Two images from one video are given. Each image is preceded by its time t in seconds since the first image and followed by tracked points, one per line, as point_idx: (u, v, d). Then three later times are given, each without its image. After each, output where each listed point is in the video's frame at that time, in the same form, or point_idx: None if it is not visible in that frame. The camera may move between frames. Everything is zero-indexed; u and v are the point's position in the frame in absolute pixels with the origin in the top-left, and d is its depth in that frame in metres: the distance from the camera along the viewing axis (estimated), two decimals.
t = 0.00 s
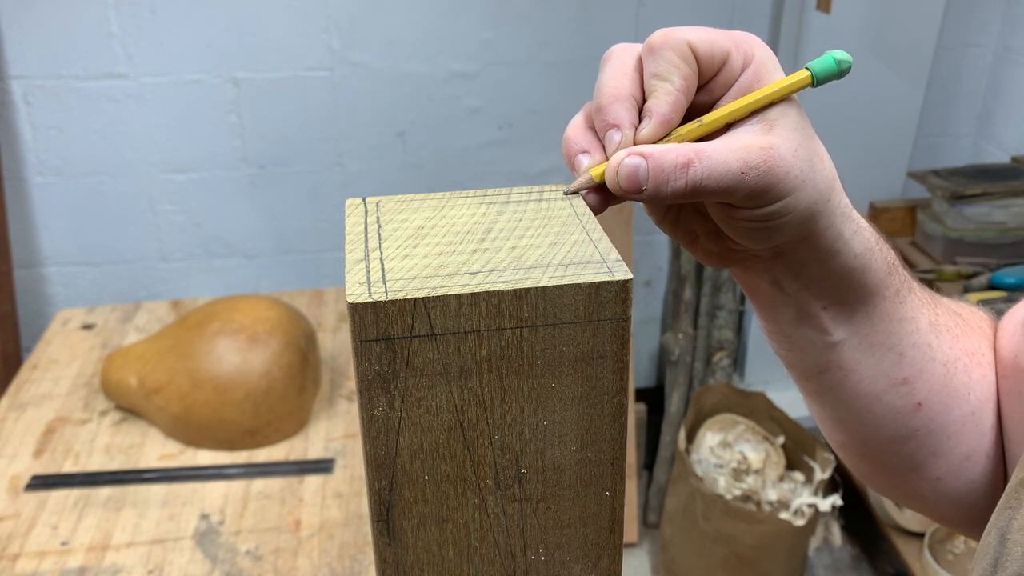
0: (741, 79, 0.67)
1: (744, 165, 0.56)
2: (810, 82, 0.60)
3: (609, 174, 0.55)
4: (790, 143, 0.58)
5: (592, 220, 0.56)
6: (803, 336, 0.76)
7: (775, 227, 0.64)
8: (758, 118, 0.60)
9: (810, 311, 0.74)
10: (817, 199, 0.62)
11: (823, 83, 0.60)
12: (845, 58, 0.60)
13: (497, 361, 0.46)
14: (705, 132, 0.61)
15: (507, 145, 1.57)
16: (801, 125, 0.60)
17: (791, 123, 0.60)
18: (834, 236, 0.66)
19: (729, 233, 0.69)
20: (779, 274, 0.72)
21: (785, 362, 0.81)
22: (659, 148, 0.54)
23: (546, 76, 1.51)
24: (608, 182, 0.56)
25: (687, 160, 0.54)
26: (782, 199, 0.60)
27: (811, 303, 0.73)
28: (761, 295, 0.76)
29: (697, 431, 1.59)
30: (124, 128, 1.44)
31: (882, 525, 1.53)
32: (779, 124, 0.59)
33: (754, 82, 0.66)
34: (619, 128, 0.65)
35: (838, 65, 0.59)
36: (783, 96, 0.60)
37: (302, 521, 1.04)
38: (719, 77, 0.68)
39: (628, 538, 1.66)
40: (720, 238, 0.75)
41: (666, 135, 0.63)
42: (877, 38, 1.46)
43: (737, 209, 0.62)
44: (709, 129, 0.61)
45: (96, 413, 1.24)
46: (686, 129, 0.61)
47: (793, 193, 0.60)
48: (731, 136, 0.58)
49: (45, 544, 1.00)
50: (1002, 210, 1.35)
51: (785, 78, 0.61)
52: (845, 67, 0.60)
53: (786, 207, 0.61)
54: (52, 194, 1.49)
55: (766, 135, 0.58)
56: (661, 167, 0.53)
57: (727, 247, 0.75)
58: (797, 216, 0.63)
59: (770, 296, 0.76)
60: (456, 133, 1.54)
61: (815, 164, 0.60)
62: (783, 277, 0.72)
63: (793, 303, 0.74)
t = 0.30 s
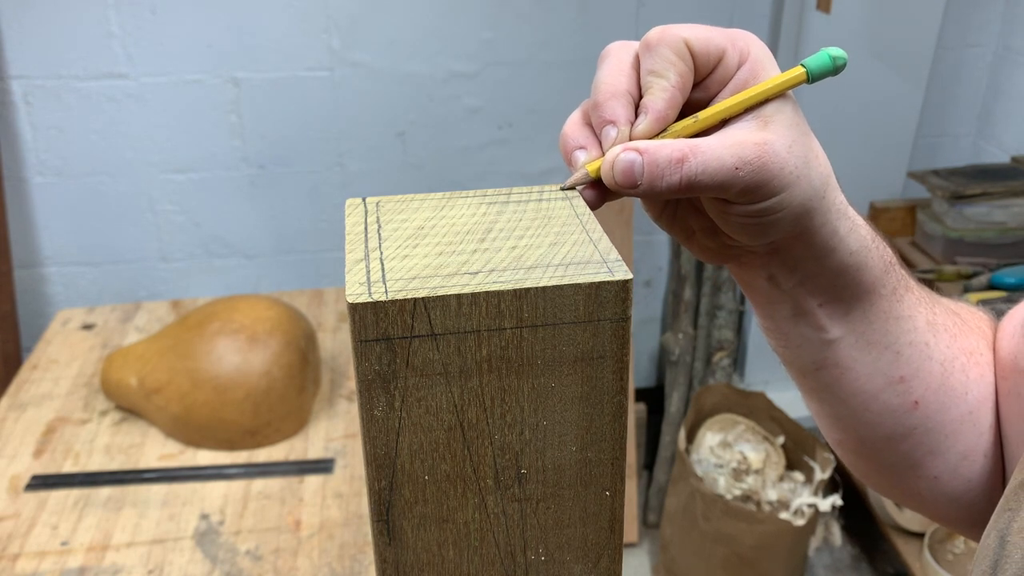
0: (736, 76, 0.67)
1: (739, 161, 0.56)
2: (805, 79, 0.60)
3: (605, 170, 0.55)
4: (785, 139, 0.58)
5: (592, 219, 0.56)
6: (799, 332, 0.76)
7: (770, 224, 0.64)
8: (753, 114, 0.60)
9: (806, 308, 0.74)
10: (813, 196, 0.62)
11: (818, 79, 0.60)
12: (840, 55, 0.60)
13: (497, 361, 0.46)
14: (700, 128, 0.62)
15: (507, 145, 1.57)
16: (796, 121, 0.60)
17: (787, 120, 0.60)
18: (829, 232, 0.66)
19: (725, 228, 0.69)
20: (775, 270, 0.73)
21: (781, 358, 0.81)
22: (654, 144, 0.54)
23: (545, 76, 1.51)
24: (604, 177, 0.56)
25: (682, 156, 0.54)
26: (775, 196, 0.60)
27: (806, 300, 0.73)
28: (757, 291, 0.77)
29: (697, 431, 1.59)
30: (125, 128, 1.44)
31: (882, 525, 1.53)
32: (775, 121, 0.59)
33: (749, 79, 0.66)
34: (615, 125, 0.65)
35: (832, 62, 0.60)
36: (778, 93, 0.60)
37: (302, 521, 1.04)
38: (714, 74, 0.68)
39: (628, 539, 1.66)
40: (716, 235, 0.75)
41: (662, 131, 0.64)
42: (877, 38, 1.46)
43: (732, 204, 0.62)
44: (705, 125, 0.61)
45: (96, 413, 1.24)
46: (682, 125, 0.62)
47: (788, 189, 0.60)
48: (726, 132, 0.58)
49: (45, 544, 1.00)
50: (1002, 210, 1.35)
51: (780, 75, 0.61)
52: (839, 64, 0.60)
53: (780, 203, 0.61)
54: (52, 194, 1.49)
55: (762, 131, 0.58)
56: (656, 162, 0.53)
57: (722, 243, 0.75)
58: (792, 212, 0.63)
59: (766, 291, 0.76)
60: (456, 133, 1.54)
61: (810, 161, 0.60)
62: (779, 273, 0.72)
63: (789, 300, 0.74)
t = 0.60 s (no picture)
0: (746, 73, 0.67)
1: (745, 156, 0.56)
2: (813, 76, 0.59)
3: (610, 160, 0.55)
4: (792, 136, 0.58)
5: (593, 219, 0.56)
6: (802, 332, 0.76)
7: (774, 221, 0.64)
8: (760, 110, 0.60)
9: (810, 308, 0.74)
10: (818, 195, 0.62)
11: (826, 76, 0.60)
12: (848, 52, 0.60)
13: (497, 361, 0.46)
14: (708, 122, 0.61)
15: (507, 145, 1.57)
16: (803, 119, 0.60)
17: (794, 118, 0.60)
18: (834, 233, 0.66)
19: (730, 227, 0.69)
20: (779, 270, 0.73)
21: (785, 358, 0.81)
22: (661, 136, 0.54)
23: (546, 76, 1.51)
24: (609, 168, 0.56)
25: (689, 149, 0.54)
26: (782, 193, 0.60)
27: (811, 300, 0.73)
28: (761, 290, 0.76)
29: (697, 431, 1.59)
30: (125, 128, 1.44)
31: (882, 525, 1.53)
32: (782, 118, 0.59)
33: (758, 77, 0.66)
34: (623, 118, 0.65)
35: (840, 59, 0.59)
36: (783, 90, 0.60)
37: (302, 521, 1.04)
38: (724, 70, 0.68)
39: (628, 538, 1.66)
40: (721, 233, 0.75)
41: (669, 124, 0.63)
42: (877, 38, 1.46)
43: (738, 201, 0.62)
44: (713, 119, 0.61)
45: (96, 413, 1.24)
46: (689, 119, 0.62)
47: (794, 187, 0.60)
48: (733, 127, 0.58)
49: (45, 544, 1.00)
50: (1002, 210, 1.35)
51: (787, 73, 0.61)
52: (847, 61, 0.60)
53: (786, 201, 0.61)
54: (51, 194, 1.49)
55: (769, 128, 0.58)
56: (662, 154, 0.53)
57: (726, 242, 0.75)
58: (797, 211, 0.62)
59: (770, 290, 0.75)
60: (456, 133, 1.54)
61: (817, 160, 0.60)
62: (783, 273, 0.72)
63: (793, 299, 0.74)
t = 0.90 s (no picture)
0: (739, 79, 0.67)
1: (740, 163, 0.56)
2: (807, 81, 0.60)
3: (605, 171, 0.55)
4: (787, 142, 0.58)
5: (591, 219, 0.56)
6: (799, 339, 0.76)
7: (770, 228, 0.64)
8: (754, 116, 0.60)
9: (808, 317, 0.74)
10: (814, 201, 0.62)
11: (821, 82, 0.60)
12: (841, 58, 0.60)
13: (497, 361, 0.46)
14: (701, 130, 0.61)
15: (507, 145, 1.57)
16: (797, 125, 0.60)
17: (788, 124, 0.60)
18: (830, 240, 0.66)
19: (727, 235, 0.69)
20: (775, 277, 0.73)
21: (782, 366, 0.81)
22: (655, 146, 0.54)
23: (545, 76, 1.51)
24: (604, 179, 0.56)
25: (683, 158, 0.54)
26: (778, 200, 0.60)
27: (808, 308, 0.73)
28: (758, 299, 0.77)
29: (697, 431, 1.59)
30: (125, 128, 1.44)
31: (882, 525, 1.53)
32: (777, 124, 0.59)
33: (752, 83, 0.66)
34: (617, 127, 0.65)
35: (834, 64, 0.60)
36: (780, 95, 0.60)
37: (302, 521, 1.04)
38: (718, 77, 0.68)
39: (628, 538, 1.66)
40: (716, 241, 0.76)
41: (663, 134, 0.64)
42: (877, 38, 1.46)
43: (735, 208, 0.62)
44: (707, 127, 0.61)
45: (96, 413, 1.24)
46: (683, 127, 0.62)
47: (789, 194, 0.60)
48: (728, 135, 0.58)
49: (45, 544, 1.00)
50: (1002, 210, 1.35)
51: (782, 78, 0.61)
52: (841, 66, 0.60)
53: (782, 208, 0.61)
54: (52, 194, 1.49)
55: (763, 134, 0.58)
56: (657, 163, 0.53)
57: (723, 249, 0.75)
58: (794, 217, 0.63)
59: (767, 299, 0.76)
60: (456, 133, 1.54)
61: (813, 165, 0.61)
62: (779, 280, 0.73)
63: (790, 308, 0.75)
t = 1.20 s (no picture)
0: (745, 82, 0.67)
1: (747, 168, 0.56)
2: (814, 84, 0.60)
3: (609, 175, 0.55)
4: (793, 146, 0.58)
5: (592, 219, 0.56)
6: (803, 342, 0.76)
7: (777, 233, 0.64)
8: (761, 121, 0.61)
9: (812, 321, 0.74)
10: (820, 205, 0.62)
11: (828, 85, 0.60)
12: (849, 60, 0.60)
13: (497, 361, 0.46)
14: (707, 134, 0.61)
15: (507, 145, 1.57)
16: (803, 129, 0.60)
17: (794, 127, 0.60)
18: (836, 244, 0.66)
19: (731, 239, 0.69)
20: (781, 281, 0.73)
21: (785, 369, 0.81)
22: (660, 150, 0.54)
23: (545, 76, 1.51)
24: (608, 184, 0.56)
25: (689, 162, 0.54)
26: (785, 204, 0.60)
27: (813, 312, 0.73)
28: (764, 303, 0.77)
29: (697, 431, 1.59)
30: (125, 127, 1.44)
31: (882, 525, 1.53)
32: (783, 128, 0.59)
33: (758, 86, 0.66)
34: (621, 132, 0.65)
35: (842, 67, 0.59)
36: (786, 99, 0.60)
37: (302, 521, 1.04)
38: (723, 80, 0.68)
39: (628, 538, 1.66)
40: (721, 245, 0.76)
41: (669, 138, 0.64)
42: (877, 37, 1.46)
43: (741, 212, 0.62)
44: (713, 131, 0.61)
45: (96, 413, 1.24)
46: (688, 131, 0.62)
47: (795, 198, 0.60)
48: (734, 139, 0.58)
49: (45, 544, 1.00)
50: (1002, 210, 1.35)
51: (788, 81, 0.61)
52: (849, 69, 0.60)
53: (788, 212, 0.61)
54: (52, 194, 1.49)
55: (770, 138, 0.58)
56: (663, 168, 0.53)
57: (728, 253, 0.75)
58: (800, 221, 0.62)
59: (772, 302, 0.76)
60: (455, 133, 1.54)
61: (819, 169, 0.60)
62: (785, 284, 0.73)
63: (795, 312, 0.74)
